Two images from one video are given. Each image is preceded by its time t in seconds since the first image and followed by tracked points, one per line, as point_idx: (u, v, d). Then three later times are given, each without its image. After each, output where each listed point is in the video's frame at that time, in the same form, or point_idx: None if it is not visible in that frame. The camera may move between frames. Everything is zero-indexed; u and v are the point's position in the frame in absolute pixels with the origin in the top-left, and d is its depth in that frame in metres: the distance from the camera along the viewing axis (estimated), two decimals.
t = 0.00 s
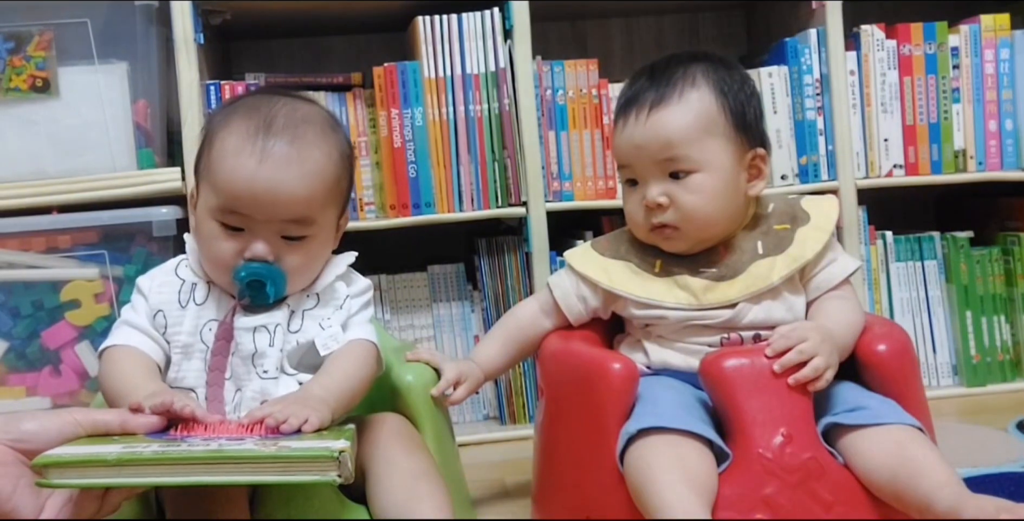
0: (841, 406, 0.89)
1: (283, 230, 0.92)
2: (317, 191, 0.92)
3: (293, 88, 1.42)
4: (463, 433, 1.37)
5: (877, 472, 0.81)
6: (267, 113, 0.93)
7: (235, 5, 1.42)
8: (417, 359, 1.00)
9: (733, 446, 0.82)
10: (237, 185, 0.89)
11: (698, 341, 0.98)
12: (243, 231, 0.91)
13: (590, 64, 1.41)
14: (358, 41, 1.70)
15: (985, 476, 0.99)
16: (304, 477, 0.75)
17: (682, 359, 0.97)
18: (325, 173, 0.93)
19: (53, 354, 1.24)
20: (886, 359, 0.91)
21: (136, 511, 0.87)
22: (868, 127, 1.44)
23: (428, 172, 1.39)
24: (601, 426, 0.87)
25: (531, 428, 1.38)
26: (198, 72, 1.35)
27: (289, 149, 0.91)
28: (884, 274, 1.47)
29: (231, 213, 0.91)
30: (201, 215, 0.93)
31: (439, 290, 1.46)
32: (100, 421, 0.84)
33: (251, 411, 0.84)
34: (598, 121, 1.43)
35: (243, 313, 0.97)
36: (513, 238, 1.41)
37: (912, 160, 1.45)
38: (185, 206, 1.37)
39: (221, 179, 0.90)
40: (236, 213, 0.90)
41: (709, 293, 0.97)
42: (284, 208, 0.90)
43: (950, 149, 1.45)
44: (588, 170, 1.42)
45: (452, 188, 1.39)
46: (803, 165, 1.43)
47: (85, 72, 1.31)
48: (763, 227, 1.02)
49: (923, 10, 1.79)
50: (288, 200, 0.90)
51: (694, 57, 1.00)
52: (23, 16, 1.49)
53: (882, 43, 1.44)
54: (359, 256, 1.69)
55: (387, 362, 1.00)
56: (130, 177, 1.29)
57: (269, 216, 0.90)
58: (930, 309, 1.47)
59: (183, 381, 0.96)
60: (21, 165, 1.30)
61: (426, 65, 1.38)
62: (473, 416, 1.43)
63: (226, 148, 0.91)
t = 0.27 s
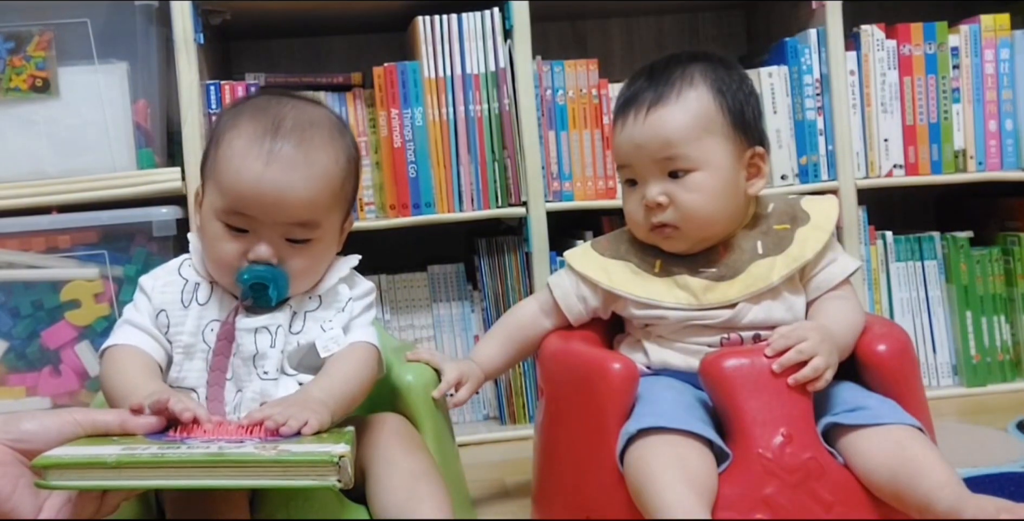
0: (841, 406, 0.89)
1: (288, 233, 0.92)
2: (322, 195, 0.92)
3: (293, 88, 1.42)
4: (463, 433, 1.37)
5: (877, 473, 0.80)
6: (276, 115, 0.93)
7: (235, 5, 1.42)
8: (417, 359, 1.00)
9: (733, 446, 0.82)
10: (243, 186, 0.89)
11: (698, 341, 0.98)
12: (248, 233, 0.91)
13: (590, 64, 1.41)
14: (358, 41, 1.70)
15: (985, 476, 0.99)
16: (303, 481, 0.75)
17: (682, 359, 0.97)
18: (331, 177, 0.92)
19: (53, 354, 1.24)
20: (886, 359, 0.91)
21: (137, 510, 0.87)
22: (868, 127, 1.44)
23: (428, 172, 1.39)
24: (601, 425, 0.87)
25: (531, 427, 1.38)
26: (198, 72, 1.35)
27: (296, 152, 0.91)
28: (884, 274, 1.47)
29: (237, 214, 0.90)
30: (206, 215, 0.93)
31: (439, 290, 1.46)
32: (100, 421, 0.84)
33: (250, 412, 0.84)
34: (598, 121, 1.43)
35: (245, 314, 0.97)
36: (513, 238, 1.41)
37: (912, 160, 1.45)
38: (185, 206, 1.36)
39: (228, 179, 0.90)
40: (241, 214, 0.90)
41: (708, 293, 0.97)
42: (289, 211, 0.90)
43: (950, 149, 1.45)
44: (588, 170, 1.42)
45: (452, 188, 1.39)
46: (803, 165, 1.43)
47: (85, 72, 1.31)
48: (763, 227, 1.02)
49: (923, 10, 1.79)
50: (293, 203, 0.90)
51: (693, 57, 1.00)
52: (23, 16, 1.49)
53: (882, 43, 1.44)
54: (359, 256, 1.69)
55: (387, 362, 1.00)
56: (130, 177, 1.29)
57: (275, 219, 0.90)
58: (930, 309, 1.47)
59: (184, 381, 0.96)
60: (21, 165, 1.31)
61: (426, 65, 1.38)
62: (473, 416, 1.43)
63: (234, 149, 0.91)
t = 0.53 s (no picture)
0: (841, 406, 0.88)
1: (289, 233, 0.92)
2: (324, 196, 0.92)
3: (293, 88, 1.42)
4: (463, 433, 1.37)
5: (877, 472, 0.80)
6: (281, 115, 0.93)
7: (235, 5, 1.42)
8: (417, 358, 1.00)
9: (733, 446, 0.82)
10: (246, 185, 0.89)
11: (698, 341, 0.98)
12: (250, 232, 0.91)
13: (590, 64, 1.41)
14: (358, 41, 1.70)
15: (984, 476, 0.99)
16: (301, 483, 0.75)
17: (682, 359, 0.97)
18: (334, 179, 0.93)
19: (53, 354, 1.24)
20: (886, 359, 0.91)
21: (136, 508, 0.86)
22: (868, 127, 1.44)
23: (428, 172, 1.39)
24: (601, 425, 0.86)
25: (531, 428, 1.38)
26: (198, 72, 1.35)
27: (300, 153, 0.91)
28: (884, 274, 1.47)
29: (239, 213, 0.90)
30: (209, 212, 0.93)
31: (439, 290, 1.46)
32: (99, 421, 0.84)
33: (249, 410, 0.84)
34: (598, 121, 1.43)
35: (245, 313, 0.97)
36: (513, 238, 1.41)
37: (912, 160, 1.45)
38: (184, 206, 1.36)
39: (232, 178, 0.90)
40: (243, 213, 0.90)
41: (708, 293, 0.97)
42: (291, 211, 0.90)
43: (950, 149, 1.45)
44: (588, 170, 1.42)
45: (452, 188, 1.39)
46: (803, 165, 1.43)
47: (85, 72, 1.31)
48: (763, 227, 1.02)
49: (923, 10, 1.79)
50: (295, 204, 0.90)
51: (690, 57, 1.00)
52: (23, 16, 1.49)
53: (882, 43, 1.44)
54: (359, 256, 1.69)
55: (386, 362, 1.00)
56: (130, 177, 1.29)
57: (277, 219, 0.90)
58: (930, 309, 1.47)
59: (184, 380, 0.96)
60: (21, 165, 1.31)
61: (426, 65, 1.38)
62: (473, 416, 1.43)
63: (239, 148, 0.91)
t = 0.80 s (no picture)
0: (841, 406, 0.88)
1: (289, 233, 0.92)
2: (324, 197, 0.92)
3: (293, 88, 1.43)
4: (463, 433, 1.37)
5: (877, 472, 0.80)
6: (282, 115, 0.93)
7: (235, 5, 1.42)
8: (417, 359, 1.00)
9: (733, 446, 0.82)
10: (246, 185, 0.89)
11: (698, 342, 0.98)
12: (249, 232, 0.91)
13: (590, 64, 1.41)
14: (358, 41, 1.70)
15: (984, 476, 0.99)
16: (300, 484, 0.75)
17: (682, 359, 0.97)
18: (334, 179, 0.92)
19: (53, 354, 1.24)
20: (886, 359, 0.91)
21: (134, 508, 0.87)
22: (868, 127, 1.44)
23: (428, 172, 1.39)
24: (601, 425, 0.87)
25: (531, 427, 1.39)
26: (198, 72, 1.35)
27: (300, 153, 0.91)
28: (884, 274, 1.47)
29: (239, 212, 0.90)
30: (209, 211, 0.93)
31: (439, 290, 1.46)
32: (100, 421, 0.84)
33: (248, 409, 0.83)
34: (598, 120, 1.43)
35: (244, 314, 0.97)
36: (513, 238, 1.41)
37: (912, 160, 1.45)
38: (184, 206, 1.36)
39: (233, 177, 0.90)
40: (243, 212, 0.90)
41: (708, 293, 0.97)
42: (291, 211, 0.90)
43: (950, 149, 1.45)
44: (588, 170, 1.42)
45: (451, 188, 1.39)
46: (803, 165, 1.43)
47: (85, 72, 1.31)
48: (763, 227, 1.02)
49: (922, 10, 1.79)
50: (295, 204, 0.90)
51: (685, 58, 1.01)
52: (23, 16, 1.49)
53: (882, 43, 1.44)
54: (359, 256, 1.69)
55: (387, 363, 1.00)
56: (130, 177, 1.29)
57: (277, 219, 0.90)
58: (930, 309, 1.47)
59: (183, 380, 0.96)
60: (20, 165, 1.31)
61: (426, 65, 1.38)
62: (473, 416, 1.43)
63: (240, 147, 0.91)
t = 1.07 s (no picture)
0: (841, 406, 0.88)
1: (288, 233, 0.92)
2: (325, 197, 0.92)
3: (293, 88, 1.43)
4: (463, 433, 1.37)
5: (877, 472, 0.80)
6: (283, 115, 0.93)
7: (236, 5, 1.42)
8: (417, 359, 1.00)
9: (733, 446, 0.82)
10: (246, 184, 0.89)
11: (698, 342, 0.98)
12: (249, 231, 0.91)
13: (590, 64, 1.41)
14: (358, 42, 1.70)
15: (984, 476, 0.99)
16: (299, 478, 0.75)
17: (682, 359, 0.97)
18: (334, 179, 0.93)
19: (53, 354, 1.24)
20: (886, 359, 0.91)
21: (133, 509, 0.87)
22: (868, 127, 1.44)
23: (428, 172, 1.39)
24: (600, 425, 0.87)
25: (531, 427, 1.39)
26: (198, 72, 1.35)
27: (301, 153, 0.91)
28: (884, 274, 1.47)
29: (239, 211, 0.90)
30: (209, 211, 0.93)
31: (439, 290, 1.46)
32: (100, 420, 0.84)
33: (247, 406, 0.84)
34: (598, 121, 1.43)
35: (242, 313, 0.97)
36: (513, 238, 1.41)
37: (912, 160, 1.45)
38: (185, 206, 1.36)
39: (233, 177, 0.90)
40: (242, 212, 0.90)
41: (708, 294, 0.97)
42: (291, 211, 0.90)
43: (950, 149, 1.45)
44: (588, 170, 1.42)
45: (451, 188, 1.39)
46: (803, 165, 1.43)
47: (86, 72, 1.31)
48: (763, 227, 1.02)
49: (923, 10, 1.79)
50: (295, 204, 0.90)
51: (682, 59, 1.01)
52: (23, 16, 1.49)
53: (882, 43, 1.44)
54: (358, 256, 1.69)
55: (387, 362, 1.00)
56: (130, 177, 1.29)
57: (276, 218, 0.90)
58: (930, 309, 1.47)
59: (183, 381, 0.96)
60: (20, 165, 1.31)
61: (426, 65, 1.38)
62: (473, 416, 1.43)
63: (240, 147, 0.91)
